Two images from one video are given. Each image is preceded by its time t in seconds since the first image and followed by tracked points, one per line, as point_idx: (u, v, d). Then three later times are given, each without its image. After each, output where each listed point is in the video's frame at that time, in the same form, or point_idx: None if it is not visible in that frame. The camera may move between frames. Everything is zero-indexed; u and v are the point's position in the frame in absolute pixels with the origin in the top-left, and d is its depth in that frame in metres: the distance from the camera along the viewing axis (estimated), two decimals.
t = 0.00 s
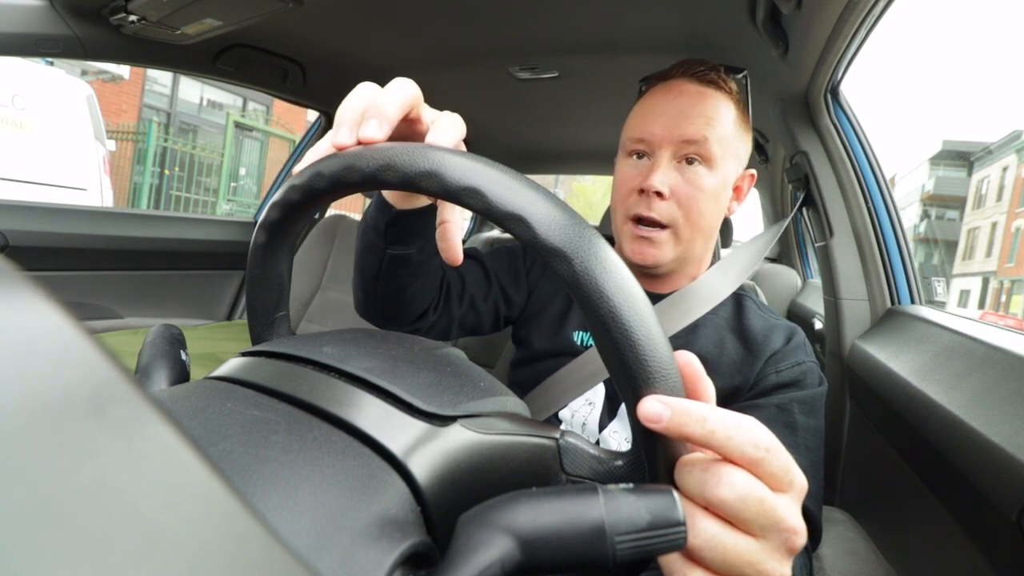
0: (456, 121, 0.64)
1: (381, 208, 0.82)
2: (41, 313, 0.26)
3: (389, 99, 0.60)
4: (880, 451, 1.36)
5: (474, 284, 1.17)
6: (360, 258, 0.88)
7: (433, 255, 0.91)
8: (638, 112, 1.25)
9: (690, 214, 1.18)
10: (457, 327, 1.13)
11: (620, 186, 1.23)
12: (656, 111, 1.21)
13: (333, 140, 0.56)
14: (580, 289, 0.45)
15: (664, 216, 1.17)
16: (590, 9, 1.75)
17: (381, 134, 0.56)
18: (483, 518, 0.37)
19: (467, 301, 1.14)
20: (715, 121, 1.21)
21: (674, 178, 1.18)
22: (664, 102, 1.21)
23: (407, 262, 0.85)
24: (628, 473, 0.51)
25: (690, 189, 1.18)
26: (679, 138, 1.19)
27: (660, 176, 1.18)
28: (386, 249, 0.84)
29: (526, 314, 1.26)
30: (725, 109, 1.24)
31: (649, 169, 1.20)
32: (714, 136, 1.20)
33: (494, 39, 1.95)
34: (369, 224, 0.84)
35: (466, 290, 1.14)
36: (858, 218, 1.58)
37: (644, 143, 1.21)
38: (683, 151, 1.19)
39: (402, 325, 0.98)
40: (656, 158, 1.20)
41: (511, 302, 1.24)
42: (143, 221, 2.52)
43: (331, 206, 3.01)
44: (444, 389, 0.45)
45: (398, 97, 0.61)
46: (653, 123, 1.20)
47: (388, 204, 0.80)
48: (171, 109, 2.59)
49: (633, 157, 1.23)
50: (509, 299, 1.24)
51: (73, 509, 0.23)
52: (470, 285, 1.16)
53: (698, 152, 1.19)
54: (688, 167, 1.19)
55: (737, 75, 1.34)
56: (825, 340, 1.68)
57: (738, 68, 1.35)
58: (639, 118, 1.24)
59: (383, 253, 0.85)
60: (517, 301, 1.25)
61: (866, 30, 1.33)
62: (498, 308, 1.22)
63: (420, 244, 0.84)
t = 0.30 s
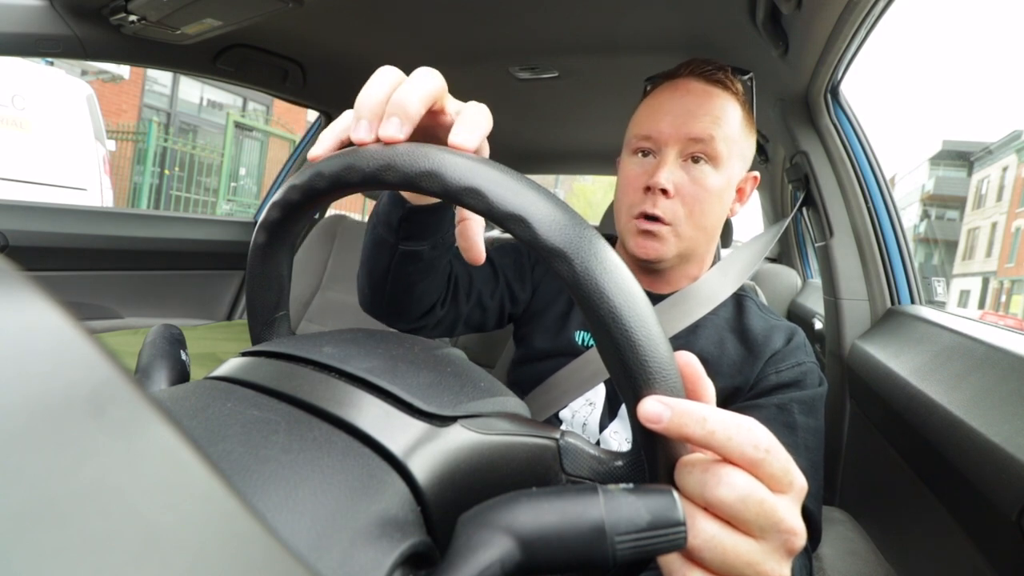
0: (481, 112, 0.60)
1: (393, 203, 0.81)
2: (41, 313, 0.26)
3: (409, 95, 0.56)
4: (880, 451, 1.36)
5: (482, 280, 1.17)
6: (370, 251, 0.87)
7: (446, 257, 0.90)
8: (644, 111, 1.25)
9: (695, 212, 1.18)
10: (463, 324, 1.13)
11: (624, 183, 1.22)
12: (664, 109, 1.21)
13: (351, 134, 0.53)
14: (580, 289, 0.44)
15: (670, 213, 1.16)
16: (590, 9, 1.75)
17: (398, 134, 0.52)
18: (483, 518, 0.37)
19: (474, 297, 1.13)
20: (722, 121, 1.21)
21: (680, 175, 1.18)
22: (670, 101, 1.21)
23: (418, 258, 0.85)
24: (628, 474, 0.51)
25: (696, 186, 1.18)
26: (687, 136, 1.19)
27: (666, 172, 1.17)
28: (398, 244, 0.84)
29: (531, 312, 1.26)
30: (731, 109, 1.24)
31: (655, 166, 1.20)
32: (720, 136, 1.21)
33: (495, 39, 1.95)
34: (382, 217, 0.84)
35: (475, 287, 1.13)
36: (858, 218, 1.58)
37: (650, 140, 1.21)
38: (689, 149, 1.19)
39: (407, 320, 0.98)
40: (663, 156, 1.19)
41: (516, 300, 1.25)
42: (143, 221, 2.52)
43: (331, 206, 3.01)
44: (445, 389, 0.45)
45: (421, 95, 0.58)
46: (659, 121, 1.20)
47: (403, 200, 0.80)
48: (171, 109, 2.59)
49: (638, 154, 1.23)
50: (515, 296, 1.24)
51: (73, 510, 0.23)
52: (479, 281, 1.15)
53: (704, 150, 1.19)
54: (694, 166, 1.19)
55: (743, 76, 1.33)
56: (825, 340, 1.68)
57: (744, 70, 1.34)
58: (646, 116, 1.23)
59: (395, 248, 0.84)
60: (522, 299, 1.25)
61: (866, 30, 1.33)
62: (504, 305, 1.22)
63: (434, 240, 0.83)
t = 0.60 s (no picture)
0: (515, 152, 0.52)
1: (399, 233, 0.73)
2: (41, 314, 0.26)
3: (451, 130, 0.49)
4: (880, 451, 1.36)
5: (489, 292, 1.16)
6: (374, 283, 0.80)
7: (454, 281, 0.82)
8: (644, 112, 1.24)
9: (696, 213, 1.19)
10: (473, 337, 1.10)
11: (625, 184, 1.22)
12: (664, 110, 1.20)
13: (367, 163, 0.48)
14: (580, 290, 0.45)
15: (672, 214, 1.17)
16: (590, 9, 1.75)
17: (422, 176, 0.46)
18: (483, 518, 0.37)
19: (483, 310, 1.12)
20: (722, 121, 1.21)
21: (681, 177, 1.18)
22: (670, 102, 1.20)
23: (426, 290, 0.77)
24: (628, 474, 0.51)
25: (697, 189, 1.18)
26: (687, 138, 1.18)
27: (668, 174, 1.17)
28: (404, 275, 0.75)
29: (533, 316, 1.26)
30: (731, 109, 1.23)
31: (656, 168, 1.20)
32: (720, 136, 1.20)
33: (495, 39, 1.95)
34: (385, 248, 0.75)
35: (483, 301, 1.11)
36: (858, 218, 1.58)
37: (651, 142, 1.21)
38: (690, 151, 1.19)
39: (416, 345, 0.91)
40: (663, 158, 1.19)
41: (520, 307, 1.24)
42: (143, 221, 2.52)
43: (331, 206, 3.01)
44: (445, 389, 0.45)
45: (468, 130, 0.50)
46: (659, 122, 1.20)
47: (408, 230, 0.72)
48: (171, 109, 2.59)
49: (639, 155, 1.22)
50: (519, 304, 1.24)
51: (73, 510, 0.23)
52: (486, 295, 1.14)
53: (705, 152, 1.19)
54: (695, 167, 1.19)
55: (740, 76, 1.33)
56: (825, 340, 1.68)
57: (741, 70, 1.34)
58: (646, 117, 1.23)
59: (399, 279, 0.76)
60: (526, 306, 1.24)
61: (866, 30, 1.33)
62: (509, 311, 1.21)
63: (442, 269, 0.76)
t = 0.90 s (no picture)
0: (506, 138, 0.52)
1: (399, 241, 0.73)
2: (41, 314, 0.26)
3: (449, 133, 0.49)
4: (880, 451, 1.36)
5: (493, 300, 1.16)
6: (376, 297, 0.79)
7: (457, 288, 0.82)
8: (646, 116, 1.24)
9: (699, 217, 1.19)
10: (479, 343, 1.10)
11: (626, 188, 1.23)
12: (665, 115, 1.20)
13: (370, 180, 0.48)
14: (579, 290, 0.45)
15: (675, 218, 1.17)
16: (590, 9, 1.75)
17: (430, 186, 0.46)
18: (484, 518, 0.37)
19: (489, 318, 1.11)
20: (724, 125, 1.21)
21: (683, 181, 1.18)
22: (672, 106, 1.20)
23: (431, 298, 0.76)
24: (627, 474, 0.50)
25: (698, 193, 1.18)
26: (689, 143, 1.18)
27: (669, 179, 1.18)
28: (407, 284, 0.75)
29: (534, 321, 1.26)
30: (733, 113, 1.23)
31: (658, 172, 1.20)
32: (723, 140, 1.20)
33: (495, 39, 1.95)
34: (384, 259, 0.75)
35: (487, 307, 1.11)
36: (858, 218, 1.58)
37: (652, 147, 1.21)
38: (691, 155, 1.19)
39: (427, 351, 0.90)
40: (665, 163, 1.19)
41: (522, 312, 1.24)
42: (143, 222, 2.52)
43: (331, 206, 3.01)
44: (445, 389, 0.45)
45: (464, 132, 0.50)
46: (661, 127, 1.20)
47: (408, 238, 0.72)
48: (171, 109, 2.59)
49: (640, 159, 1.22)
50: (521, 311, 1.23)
51: (73, 511, 0.23)
52: (490, 302, 1.13)
53: (707, 156, 1.19)
54: (697, 171, 1.19)
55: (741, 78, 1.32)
56: (825, 340, 1.68)
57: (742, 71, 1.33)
58: (647, 121, 1.23)
59: (403, 287, 0.76)
60: (528, 311, 1.24)
61: (866, 30, 1.33)
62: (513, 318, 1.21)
63: (444, 274, 0.75)
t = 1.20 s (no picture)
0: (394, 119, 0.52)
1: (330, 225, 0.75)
2: (42, 314, 0.26)
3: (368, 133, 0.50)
4: (880, 450, 1.36)
5: (476, 288, 1.16)
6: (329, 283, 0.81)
7: (406, 265, 0.83)
8: (682, 107, 1.23)
9: (718, 220, 1.19)
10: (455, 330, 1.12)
11: (650, 175, 1.21)
12: (705, 110, 1.20)
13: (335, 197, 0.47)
14: (578, 289, 0.44)
15: (697, 215, 1.16)
16: (590, 10, 1.75)
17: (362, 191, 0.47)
18: (483, 518, 0.37)
19: (465, 304, 1.11)
20: (757, 132, 1.22)
21: (712, 181, 1.18)
22: (716, 102, 1.20)
23: (374, 276, 0.78)
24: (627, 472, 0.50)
25: (723, 196, 1.18)
26: (725, 143, 1.18)
27: (700, 175, 1.17)
28: (349, 265, 0.77)
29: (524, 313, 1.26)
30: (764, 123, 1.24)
31: (688, 166, 1.19)
32: (753, 147, 1.21)
33: (495, 39, 1.95)
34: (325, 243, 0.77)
35: (465, 294, 1.12)
36: (858, 218, 1.58)
37: (688, 140, 1.20)
38: (724, 157, 1.19)
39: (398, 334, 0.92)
40: (697, 157, 1.19)
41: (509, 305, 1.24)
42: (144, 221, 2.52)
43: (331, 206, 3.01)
44: (444, 388, 0.45)
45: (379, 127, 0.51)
46: (703, 119, 1.19)
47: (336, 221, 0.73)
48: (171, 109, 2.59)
49: (670, 151, 1.21)
50: (507, 302, 1.24)
51: (73, 511, 0.23)
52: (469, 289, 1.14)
53: (738, 162, 1.20)
54: (725, 174, 1.19)
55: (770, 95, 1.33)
56: (825, 340, 1.68)
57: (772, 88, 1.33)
58: (684, 113, 1.22)
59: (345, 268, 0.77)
60: (514, 302, 1.24)
61: (866, 30, 1.33)
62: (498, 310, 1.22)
63: (384, 252, 0.77)
